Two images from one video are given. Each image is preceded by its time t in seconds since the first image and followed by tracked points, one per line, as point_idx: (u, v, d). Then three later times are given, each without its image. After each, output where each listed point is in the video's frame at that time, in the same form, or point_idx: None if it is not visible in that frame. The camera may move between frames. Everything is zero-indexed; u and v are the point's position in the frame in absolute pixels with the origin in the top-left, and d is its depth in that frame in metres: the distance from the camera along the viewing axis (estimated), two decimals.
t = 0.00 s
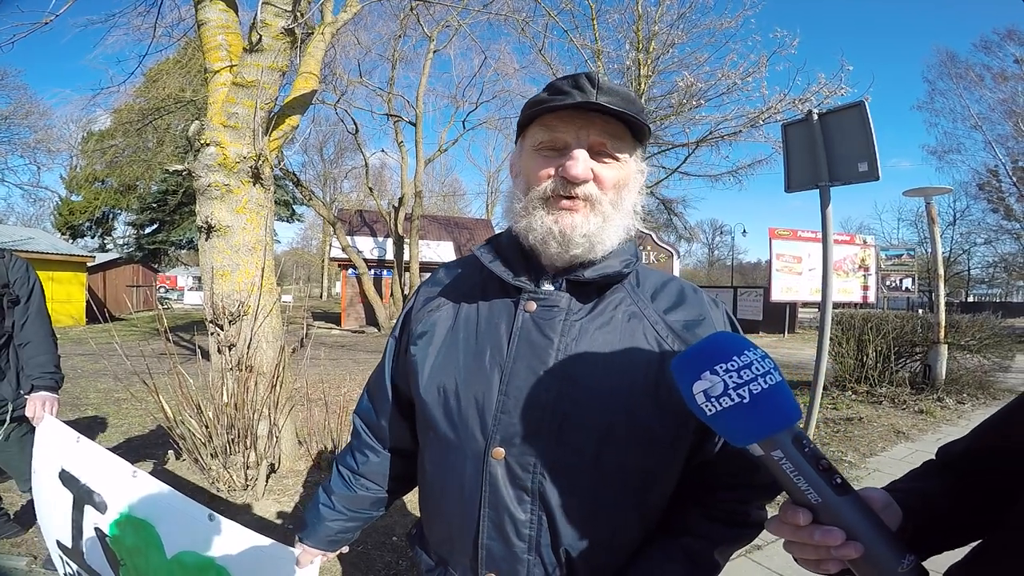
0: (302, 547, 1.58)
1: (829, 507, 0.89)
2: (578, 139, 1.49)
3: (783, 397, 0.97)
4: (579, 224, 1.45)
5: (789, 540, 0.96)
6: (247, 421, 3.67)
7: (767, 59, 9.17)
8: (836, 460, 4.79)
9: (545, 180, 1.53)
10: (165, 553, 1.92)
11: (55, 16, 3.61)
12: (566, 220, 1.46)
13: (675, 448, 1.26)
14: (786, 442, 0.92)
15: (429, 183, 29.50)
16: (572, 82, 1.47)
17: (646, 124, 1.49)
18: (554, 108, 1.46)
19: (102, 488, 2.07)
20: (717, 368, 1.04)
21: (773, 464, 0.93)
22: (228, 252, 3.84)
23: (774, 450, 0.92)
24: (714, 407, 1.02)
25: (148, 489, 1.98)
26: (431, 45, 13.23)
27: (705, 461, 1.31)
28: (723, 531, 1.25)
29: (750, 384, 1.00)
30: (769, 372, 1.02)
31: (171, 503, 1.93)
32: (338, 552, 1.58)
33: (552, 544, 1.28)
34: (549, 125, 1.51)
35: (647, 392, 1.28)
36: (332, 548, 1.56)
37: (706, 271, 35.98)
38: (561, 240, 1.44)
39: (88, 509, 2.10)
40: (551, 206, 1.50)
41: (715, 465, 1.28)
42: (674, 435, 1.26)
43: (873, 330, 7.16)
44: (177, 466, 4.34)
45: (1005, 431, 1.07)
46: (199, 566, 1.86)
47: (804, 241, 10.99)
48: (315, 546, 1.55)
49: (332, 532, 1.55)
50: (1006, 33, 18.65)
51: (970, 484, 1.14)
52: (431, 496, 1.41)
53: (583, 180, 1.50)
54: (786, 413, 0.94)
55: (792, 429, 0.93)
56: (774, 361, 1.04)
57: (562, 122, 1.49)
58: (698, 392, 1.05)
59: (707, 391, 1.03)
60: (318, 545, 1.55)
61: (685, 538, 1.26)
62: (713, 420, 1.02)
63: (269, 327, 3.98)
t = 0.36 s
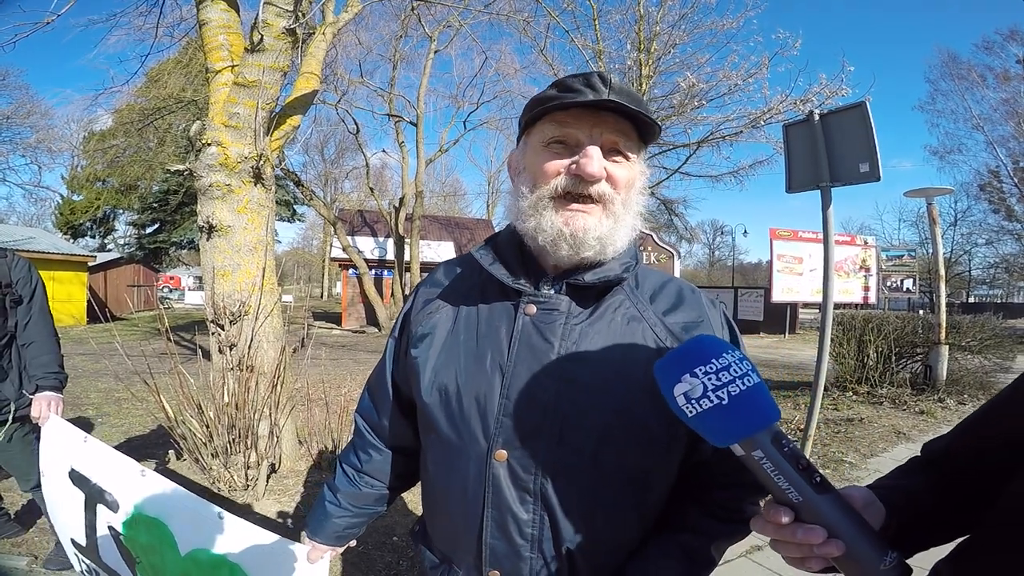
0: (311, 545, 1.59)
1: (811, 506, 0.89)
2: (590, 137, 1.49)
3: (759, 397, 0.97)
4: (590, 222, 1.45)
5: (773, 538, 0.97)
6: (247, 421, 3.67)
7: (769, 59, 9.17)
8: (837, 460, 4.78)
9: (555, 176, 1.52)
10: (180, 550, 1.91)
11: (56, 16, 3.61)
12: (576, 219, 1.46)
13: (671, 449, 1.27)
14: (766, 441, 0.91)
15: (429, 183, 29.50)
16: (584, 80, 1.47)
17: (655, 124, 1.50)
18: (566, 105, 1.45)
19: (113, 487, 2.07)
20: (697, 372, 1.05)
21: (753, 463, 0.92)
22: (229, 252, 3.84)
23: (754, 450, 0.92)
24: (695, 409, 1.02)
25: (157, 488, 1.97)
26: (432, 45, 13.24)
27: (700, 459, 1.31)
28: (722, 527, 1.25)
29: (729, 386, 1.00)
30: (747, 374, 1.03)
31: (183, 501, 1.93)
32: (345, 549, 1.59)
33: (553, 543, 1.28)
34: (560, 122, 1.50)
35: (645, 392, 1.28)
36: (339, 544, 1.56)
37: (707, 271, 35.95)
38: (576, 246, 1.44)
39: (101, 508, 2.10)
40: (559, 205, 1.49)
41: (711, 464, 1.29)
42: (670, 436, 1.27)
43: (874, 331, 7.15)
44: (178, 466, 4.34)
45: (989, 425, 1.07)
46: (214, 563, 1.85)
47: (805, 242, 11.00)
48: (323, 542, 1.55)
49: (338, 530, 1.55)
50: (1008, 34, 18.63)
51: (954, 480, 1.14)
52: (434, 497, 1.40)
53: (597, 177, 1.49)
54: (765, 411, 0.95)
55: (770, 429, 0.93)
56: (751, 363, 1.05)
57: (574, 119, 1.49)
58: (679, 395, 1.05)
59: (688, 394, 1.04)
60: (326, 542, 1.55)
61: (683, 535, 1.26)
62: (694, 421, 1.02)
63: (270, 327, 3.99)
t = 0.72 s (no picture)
0: (311, 544, 1.59)
1: (804, 502, 0.90)
2: (591, 141, 1.50)
3: (754, 397, 0.97)
4: (591, 220, 1.46)
5: (768, 534, 0.98)
6: (246, 421, 3.66)
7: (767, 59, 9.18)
8: (835, 459, 4.79)
9: (557, 177, 1.51)
10: (182, 550, 1.91)
11: (54, 16, 3.60)
12: (579, 215, 1.46)
13: (670, 445, 1.27)
14: (760, 440, 0.92)
15: (428, 183, 29.51)
16: (583, 89, 1.49)
17: (652, 131, 1.52)
18: (566, 111, 1.47)
19: (114, 487, 2.07)
20: (692, 371, 1.05)
21: (748, 460, 0.93)
22: (228, 252, 3.84)
23: (749, 448, 0.92)
24: (691, 407, 1.02)
25: (158, 488, 1.97)
26: (430, 45, 13.24)
27: (698, 457, 1.31)
28: (721, 527, 1.25)
29: (724, 385, 1.00)
30: (741, 374, 1.03)
31: (184, 501, 1.93)
32: (345, 549, 1.59)
33: (552, 538, 1.28)
34: (561, 126, 1.51)
35: (644, 386, 1.28)
36: (339, 544, 1.56)
37: (706, 271, 35.97)
38: (574, 233, 1.43)
39: (103, 508, 2.09)
40: (559, 204, 1.48)
41: (710, 462, 1.29)
42: (669, 430, 1.27)
43: (872, 329, 7.17)
44: (177, 466, 4.34)
45: (980, 422, 1.10)
46: (215, 562, 1.85)
47: (803, 241, 11.03)
48: (324, 541, 1.55)
49: (338, 529, 1.55)
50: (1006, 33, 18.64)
51: (947, 478, 1.15)
52: (433, 492, 1.40)
53: (597, 178, 1.49)
54: (759, 410, 0.95)
55: (765, 427, 0.93)
56: (746, 363, 1.05)
57: (574, 123, 1.50)
58: (675, 393, 1.05)
59: (683, 393, 1.03)
60: (327, 541, 1.55)
61: (683, 534, 1.26)
62: (690, 419, 1.02)
63: (269, 327, 3.99)
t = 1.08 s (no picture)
0: (310, 542, 1.59)
1: (823, 494, 0.90)
2: (598, 142, 1.50)
3: (776, 388, 0.98)
4: (599, 224, 1.47)
5: (785, 528, 0.97)
6: (244, 422, 3.66)
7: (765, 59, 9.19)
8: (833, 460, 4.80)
9: (563, 179, 1.52)
10: (183, 549, 1.91)
11: (52, 17, 3.61)
12: (586, 219, 1.46)
13: (673, 447, 1.28)
14: (782, 431, 0.92)
15: (426, 184, 29.52)
16: (590, 85, 1.48)
17: (660, 130, 1.52)
18: (574, 110, 1.46)
19: (114, 487, 2.07)
20: (715, 361, 1.07)
21: (771, 452, 0.93)
22: (226, 253, 3.84)
23: (771, 439, 0.92)
24: (714, 397, 1.04)
25: (158, 487, 1.97)
26: (429, 45, 13.24)
27: (700, 460, 1.32)
28: (719, 528, 1.27)
29: (749, 374, 1.02)
30: (765, 364, 1.04)
31: (184, 500, 1.93)
32: (344, 547, 1.59)
33: (553, 543, 1.28)
34: (567, 125, 1.51)
35: (646, 390, 1.29)
36: (338, 543, 1.56)
37: (704, 271, 35.99)
38: (578, 241, 1.44)
39: (103, 508, 2.09)
40: (565, 206, 1.49)
41: (709, 463, 1.30)
42: (673, 432, 1.28)
43: (870, 329, 7.18)
44: (175, 467, 4.34)
45: (1004, 428, 1.09)
46: (216, 561, 1.85)
47: (801, 241, 11.06)
48: (322, 539, 1.55)
49: (337, 528, 1.55)
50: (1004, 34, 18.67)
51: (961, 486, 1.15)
52: (434, 494, 1.41)
53: (604, 180, 1.50)
54: (779, 403, 0.95)
55: (786, 419, 0.94)
56: (769, 354, 1.07)
57: (581, 123, 1.50)
58: (698, 383, 1.07)
59: (707, 382, 1.06)
60: (325, 539, 1.55)
61: (687, 537, 1.27)
62: (712, 409, 1.04)
63: (267, 328, 3.99)
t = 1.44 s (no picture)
0: (310, 541, 1.60)
1: (856, 495, 0.90)
2: (576, 136, 1.51)
3: (810, 386, 0.97)
4: (579, 216, 1.46)
5: (812, 528, 0.97)
6: (243, 421, 3.67)
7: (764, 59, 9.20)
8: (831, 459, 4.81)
9: (543, 175, 1.55)
10: (182, 548, 1.91)
11: (51, 17, 3.60)
12: (565, 213, 1.47)
13: (672, 446, 1.28)
14: (815, 430, 0.92)
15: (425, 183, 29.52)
16: (570, 83, 1.51)
17: (643, 121, 1.51)
18: (551, 107, 1.50)
19: (113, 486, 2.07)
20: (747, 356, 1.06)
21: (801, 452, 0.93)
22: (224, 252, 3.84)
23: (802, 437, 0.92)
24: (744, 394, 1.03)
25: (157, 487, 1.97)
26: (428, 45, 13.24)
27: (698, 461, 1.33)
28: (718, 530, 1.27)
29: (781, 370, 1.01)
30: (797, 360, 1.04)
31: (183, 499, 1.93)
32: (344, 544, 1.60)
33: (549, 540, 1.28)
34: (547, 124, 1.54)
35: (644, 389, 1.29)
36: (338, 540, 1.57)
37: (703, 271, 36.00)
38: (559, 232, 1.45)
39: (101, 507, 2.09)
40: (547, 203, 1.51)
41: (710, 462, 1.31)
42: (673, 432, 1.28)
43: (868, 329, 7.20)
44: (174, 466, 4.33)
45: None
46: (215, 560, 1.85)
47: (800, 241, 11.09)
48: (321, 538, 1.55)
49: (337, 524, 1.56)
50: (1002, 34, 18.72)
51: (983, 486, 1.10)
52: (432, 491, 1.41)
53: (582, 173, 1.50)
54: (814, 400, 0.95)
55: (820, 416, 0.93)
56: (801, 350, 1.06)
57: (560, 120, 1.52)
58: (727, 379, 1.06)
59: (737, 378, 1.05)
60: (324, 538, 1.55)
61: (686, 539, 1.27)
62: (741, 407, 1.03)
63: (266, 328, 3.98)
